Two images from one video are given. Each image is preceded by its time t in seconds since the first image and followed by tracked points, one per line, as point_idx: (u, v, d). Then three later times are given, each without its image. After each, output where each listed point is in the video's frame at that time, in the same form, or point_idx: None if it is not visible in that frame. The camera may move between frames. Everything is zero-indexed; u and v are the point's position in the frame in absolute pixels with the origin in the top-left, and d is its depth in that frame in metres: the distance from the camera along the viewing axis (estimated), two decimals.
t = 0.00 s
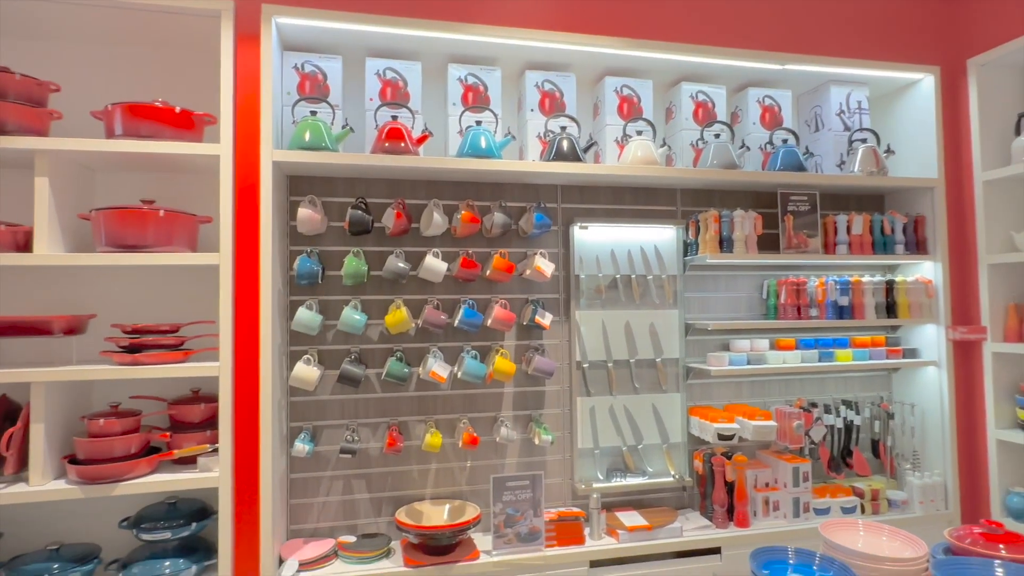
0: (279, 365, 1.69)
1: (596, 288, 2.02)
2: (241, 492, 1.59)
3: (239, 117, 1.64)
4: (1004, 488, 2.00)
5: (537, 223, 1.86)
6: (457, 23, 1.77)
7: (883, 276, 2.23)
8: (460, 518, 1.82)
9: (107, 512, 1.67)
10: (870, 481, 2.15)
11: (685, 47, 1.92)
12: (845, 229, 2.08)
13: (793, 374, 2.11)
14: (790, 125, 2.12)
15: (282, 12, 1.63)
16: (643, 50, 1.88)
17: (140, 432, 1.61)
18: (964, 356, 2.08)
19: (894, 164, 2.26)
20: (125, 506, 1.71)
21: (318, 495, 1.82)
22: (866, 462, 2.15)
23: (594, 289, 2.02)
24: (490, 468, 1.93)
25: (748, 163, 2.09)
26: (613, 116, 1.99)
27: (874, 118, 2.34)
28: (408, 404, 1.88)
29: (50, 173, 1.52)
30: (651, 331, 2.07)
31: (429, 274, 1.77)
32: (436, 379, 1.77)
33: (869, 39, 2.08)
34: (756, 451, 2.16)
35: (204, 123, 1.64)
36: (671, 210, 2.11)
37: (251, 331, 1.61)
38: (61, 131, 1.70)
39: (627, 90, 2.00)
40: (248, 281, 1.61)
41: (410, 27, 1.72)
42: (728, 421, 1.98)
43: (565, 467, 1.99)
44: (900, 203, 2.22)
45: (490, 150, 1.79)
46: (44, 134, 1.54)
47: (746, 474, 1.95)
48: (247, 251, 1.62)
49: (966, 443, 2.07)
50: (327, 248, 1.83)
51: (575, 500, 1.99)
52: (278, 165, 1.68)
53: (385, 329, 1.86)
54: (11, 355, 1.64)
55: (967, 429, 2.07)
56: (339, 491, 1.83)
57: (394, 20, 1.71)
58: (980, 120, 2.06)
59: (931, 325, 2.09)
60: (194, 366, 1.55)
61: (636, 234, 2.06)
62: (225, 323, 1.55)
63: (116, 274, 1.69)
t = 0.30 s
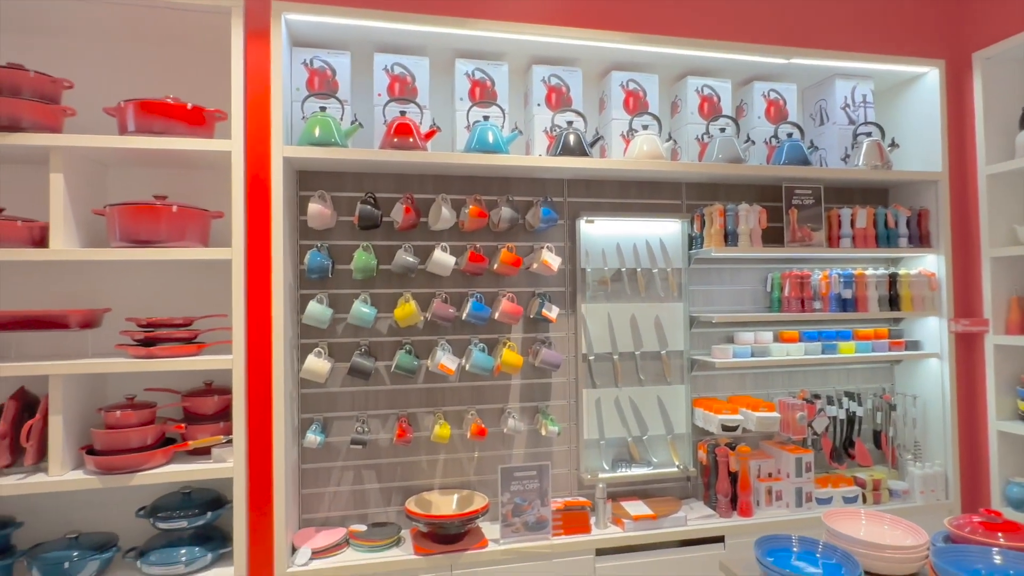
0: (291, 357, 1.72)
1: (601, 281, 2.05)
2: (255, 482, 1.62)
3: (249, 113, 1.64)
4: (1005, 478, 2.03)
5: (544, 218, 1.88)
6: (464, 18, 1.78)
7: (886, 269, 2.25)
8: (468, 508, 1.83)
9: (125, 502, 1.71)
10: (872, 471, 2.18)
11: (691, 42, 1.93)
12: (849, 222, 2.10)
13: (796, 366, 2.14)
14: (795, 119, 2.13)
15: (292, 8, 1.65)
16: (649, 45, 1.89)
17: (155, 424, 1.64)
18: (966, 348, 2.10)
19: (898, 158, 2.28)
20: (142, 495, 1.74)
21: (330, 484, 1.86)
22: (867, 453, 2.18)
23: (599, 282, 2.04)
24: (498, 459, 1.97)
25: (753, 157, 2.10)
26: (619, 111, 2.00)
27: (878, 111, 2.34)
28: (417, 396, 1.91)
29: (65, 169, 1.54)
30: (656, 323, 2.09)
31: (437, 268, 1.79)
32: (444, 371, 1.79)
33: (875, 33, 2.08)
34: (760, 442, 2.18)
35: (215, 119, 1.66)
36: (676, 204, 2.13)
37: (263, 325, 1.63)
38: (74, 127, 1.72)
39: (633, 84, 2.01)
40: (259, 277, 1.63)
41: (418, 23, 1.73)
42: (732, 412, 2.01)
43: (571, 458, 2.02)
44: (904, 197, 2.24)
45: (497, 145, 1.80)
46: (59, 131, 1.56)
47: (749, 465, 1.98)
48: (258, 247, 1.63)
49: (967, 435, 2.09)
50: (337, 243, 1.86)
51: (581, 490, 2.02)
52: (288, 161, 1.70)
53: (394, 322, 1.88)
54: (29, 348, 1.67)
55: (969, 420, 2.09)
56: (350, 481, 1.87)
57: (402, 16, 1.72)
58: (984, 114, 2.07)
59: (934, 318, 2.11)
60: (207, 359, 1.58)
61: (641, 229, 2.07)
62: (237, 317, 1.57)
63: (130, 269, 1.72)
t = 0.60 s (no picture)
0: (297, 346, 1.74)
1: (604, 269, 2.06)
2: (263, 468, 1.64)
3: (254, 102, 1.64)
4: (1003, 464, 2.05)
5: (547, 206, 1.88)
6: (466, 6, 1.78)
7: (888, 256, 2.26)
8: (473, 492, 1.86)
9: (135, 488, 1.74)
10: (872, 457, 2.20)
11: (694, 29, 1.92)
12: (851, 210, 2.10)
13: (798, 354, 2.15)
14: (797, 107, 2.13)
15: None
16: (652, 32, 1.88)
17: (164, 412, 1.66)
18: (966, 335, 2.12)
19: (901, 145, 2.28)
20: (151, 483, 1.77)
21: (336, 471, 1.88)
22: (868, 438, 2.20)
23: (602, 270, 2.06)
24: (502, 445, 1.99)
25: (756, 145, 2.10)
26: (621, 99, 2.00)
27: (882, 98, 2.34)
28: (422, 383, 1.93)
29: (70, 159, 1.55)
30: (658, 311, 2.11)
31: (441, 257, 1.80)
32: (449, 359, 1.81)
33: (878, 19, 2.07)
34: (761, 428, 2.21)
35: (219, 109, 1.66)
36: (679, 192, 2.13)
37: (269, 313, 1.64)
38: (79, 117, 1.72)
39: (636, 72, 2.01)
40: (265, 265, 1.64)
41: (421, 11, 1.73)
42: (733, 399, 2.02)
43: (574, 444, 2.04)
44: (907, 184, 2.24)
45: (500, 134, 1.81)
46: (63, 121, 1.56)
47: (751, 451, 2.00)
48: (264, 235, 1.64)
49: (966, 420, 2.11)
50: (341, 232, 1.87)
51: (584, 476, 2.04)
52: (292, 150, 1.70)
53: (399, 311, 1.89)
54: (38, 338, 1.68)
55: (968, 406, 2.11)
56: (356, 468, 1.89)
57: (404, 5, 1.72)
58: (988, 101, 2.07)
59: (935, 305, 2.12)
60: (214, 348, 1.59)
61: (646, 217, 2.08)
62: (244, 306, 1.58)
63: (136, 259, 1.73)
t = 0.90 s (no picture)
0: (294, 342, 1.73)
1: (600, 265, 2.07)
2: (261, 464, 1.65)
3: (250, 98, 1.63)
4: (993, 457, 2.08)
5: (544, 203, 1.89)
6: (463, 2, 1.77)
7: (882, 252, 2.28)
8: (470, 488, 1.89)
9: (133, 485, 1.74)
10: (865, 450, 2.23)
11: (690, 26, 1.92)
12: (845, 206, 2.12)
13: (792, 349, 2.17)
14: (793, 103, 2.14)
15: None
16: (648, 29, 1.89)
17: (162, 409, 1.66)
18: (958, 330, 2.14)
19: (894, 142, 2.29)
20: (149, 479, 1.77)
21: (334, 467, 1.89)
22: (860, 432, 2.21)
23: (598, 266, 2.07)
24: (499, 441, 2.00)
25: (751, 141, 2.11)
26: (618, 95, 2.00)
27: (876, 94, 2.35)
28: (419, 379, 1.94)
29: (65, 156, 1.54)
30: (654, 307, 2.12)
31: (437, 254, 1.81)
32: (446, 356, 1.82)
33: (873, 16, 2.08)
34: (756, 423, 2.23)
35: (215, 105, 1.65)
36: (674, 188, 2.14)
37: (267, 310, 1.64)
38: (74, 114, 1.71)
39: (632, 69, 2.01)
40: (262, 260, 1.64)
41: (417, 7, 1.72)
42: (728, 394, 2.04)
43: (570, 440, 2.06)
44: (900, 180, 2.26)
45: (497, 130, 1.81)
46: (58, 118, 1.55)
47: (745, 445, 2.02)
48: (261, 231, 1.64)
49: (957, 414, 2.14)
50: (338, 229, 1.87)
51: (580, 470, 2.06)
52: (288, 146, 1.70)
53: (396, 307, 1.90)
54: (34, 335, 1.68)
55: (960, 400, 2.14)
56: (354, 464, 1.90)
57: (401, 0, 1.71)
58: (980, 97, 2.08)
59: (927, 300, 2.15)
60: (212, 345, 1.59)
61: (640, 213, 2.09)
62: (241, 302, 1.58)
63: (132, 256, 1.73)
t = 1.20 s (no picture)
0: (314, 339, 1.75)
1: (615, 263, 2.07)
2: (281, 460, 1.68)
3: (269, 99, 1.66)
4: (1013, 455, 2.06)
5: (559, 201, 1.89)
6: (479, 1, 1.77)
7: (900, 248, 2.26)
8: (487, 484, 1.89)
9: (157, 480, 1.78)
10: (882, 448, 2.21)
11: (707, 21, 1.91)
12: (863, 202, 2.10)
13: (809, 346, 2.16)
14: (810, 98, 2.12)
15: None
16: (665, 25, 1.87)
17: (184, 405, 1.69)
18: (978, 327, 2.12)
19: (914, 137, 2.27)
20: (173, 474, 1.81)
21: (352, 462, 1.92)
22: (878, 430, 2.20)
23: (613, 264, 2.07)
24: (515, 437, 2.02)
25: (768, 137, 2.10)
26: (633, 92, 2.00)
27: (896, 88, 2.32)
28: (436, 376, 1.95)
29: (89, 157, 1.57)
30: (670, 304, 2.12)
31: (453, 252, 1.82)
32: (462, 353, 1.83)
33: (893, 9, 2.06)
34: (772, 420, 2.22)
35: (235, 106, 1.67)
36: (690, 185, 2.13)
37: (286, 308, 1.67)
38: (97, 115, 1.74)
39: (648, 65, 2.00)
40: (281, 259, 1.66)
41: (433, 6, 1.73)
42: (744, 391, 2.04)
43: (586, 436, 2.07)
44: (919, 175, 2.23)
45: (512, 128, 1.81)
46: (82, 120, 1.58)
47: (761, 442, 2.02)
48: (280, 231, 1.66)
49: (977, 411, 2.12)
50: (355, 227, 1.88)
51: (596, 467, 2.07)
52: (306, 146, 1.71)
53: (412, 305, 1.92)
54: (60, 333, 1.72)
55: (979, 397, 2.12)
56: (372, 459, 1.93)
57: None
58: (1003, 91, 2.05)
59: (947, 297, 2.12)
60: (233, 343, 1.62)
61: (656, 210, 2.10)
62: (261, 301, 1.60)
63: (154, 255, 1.76)
